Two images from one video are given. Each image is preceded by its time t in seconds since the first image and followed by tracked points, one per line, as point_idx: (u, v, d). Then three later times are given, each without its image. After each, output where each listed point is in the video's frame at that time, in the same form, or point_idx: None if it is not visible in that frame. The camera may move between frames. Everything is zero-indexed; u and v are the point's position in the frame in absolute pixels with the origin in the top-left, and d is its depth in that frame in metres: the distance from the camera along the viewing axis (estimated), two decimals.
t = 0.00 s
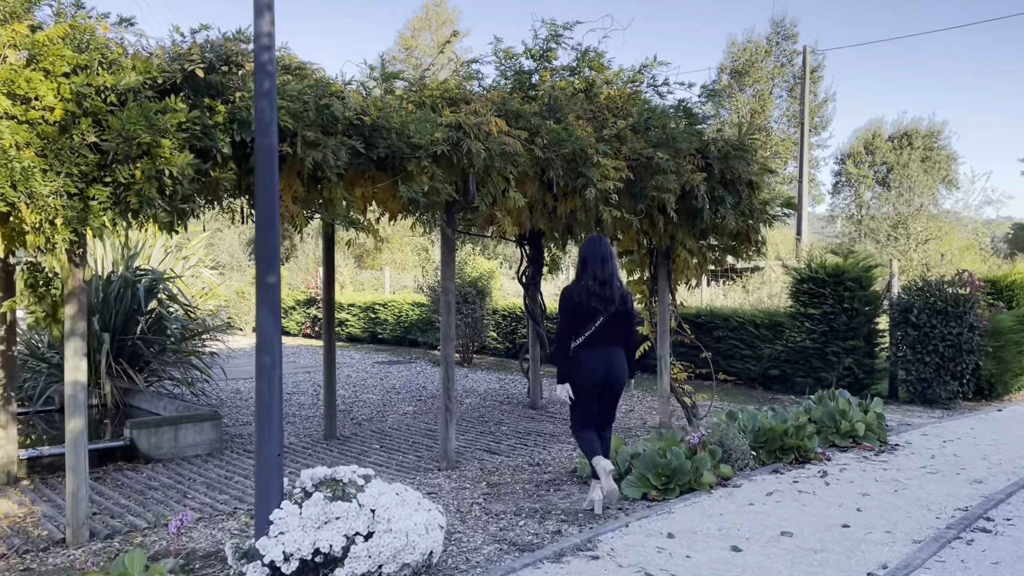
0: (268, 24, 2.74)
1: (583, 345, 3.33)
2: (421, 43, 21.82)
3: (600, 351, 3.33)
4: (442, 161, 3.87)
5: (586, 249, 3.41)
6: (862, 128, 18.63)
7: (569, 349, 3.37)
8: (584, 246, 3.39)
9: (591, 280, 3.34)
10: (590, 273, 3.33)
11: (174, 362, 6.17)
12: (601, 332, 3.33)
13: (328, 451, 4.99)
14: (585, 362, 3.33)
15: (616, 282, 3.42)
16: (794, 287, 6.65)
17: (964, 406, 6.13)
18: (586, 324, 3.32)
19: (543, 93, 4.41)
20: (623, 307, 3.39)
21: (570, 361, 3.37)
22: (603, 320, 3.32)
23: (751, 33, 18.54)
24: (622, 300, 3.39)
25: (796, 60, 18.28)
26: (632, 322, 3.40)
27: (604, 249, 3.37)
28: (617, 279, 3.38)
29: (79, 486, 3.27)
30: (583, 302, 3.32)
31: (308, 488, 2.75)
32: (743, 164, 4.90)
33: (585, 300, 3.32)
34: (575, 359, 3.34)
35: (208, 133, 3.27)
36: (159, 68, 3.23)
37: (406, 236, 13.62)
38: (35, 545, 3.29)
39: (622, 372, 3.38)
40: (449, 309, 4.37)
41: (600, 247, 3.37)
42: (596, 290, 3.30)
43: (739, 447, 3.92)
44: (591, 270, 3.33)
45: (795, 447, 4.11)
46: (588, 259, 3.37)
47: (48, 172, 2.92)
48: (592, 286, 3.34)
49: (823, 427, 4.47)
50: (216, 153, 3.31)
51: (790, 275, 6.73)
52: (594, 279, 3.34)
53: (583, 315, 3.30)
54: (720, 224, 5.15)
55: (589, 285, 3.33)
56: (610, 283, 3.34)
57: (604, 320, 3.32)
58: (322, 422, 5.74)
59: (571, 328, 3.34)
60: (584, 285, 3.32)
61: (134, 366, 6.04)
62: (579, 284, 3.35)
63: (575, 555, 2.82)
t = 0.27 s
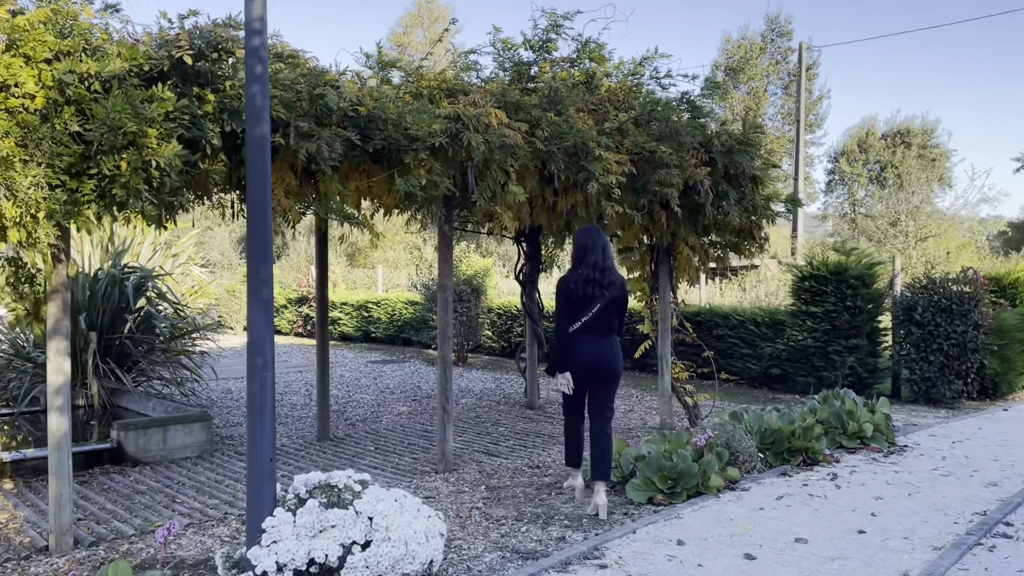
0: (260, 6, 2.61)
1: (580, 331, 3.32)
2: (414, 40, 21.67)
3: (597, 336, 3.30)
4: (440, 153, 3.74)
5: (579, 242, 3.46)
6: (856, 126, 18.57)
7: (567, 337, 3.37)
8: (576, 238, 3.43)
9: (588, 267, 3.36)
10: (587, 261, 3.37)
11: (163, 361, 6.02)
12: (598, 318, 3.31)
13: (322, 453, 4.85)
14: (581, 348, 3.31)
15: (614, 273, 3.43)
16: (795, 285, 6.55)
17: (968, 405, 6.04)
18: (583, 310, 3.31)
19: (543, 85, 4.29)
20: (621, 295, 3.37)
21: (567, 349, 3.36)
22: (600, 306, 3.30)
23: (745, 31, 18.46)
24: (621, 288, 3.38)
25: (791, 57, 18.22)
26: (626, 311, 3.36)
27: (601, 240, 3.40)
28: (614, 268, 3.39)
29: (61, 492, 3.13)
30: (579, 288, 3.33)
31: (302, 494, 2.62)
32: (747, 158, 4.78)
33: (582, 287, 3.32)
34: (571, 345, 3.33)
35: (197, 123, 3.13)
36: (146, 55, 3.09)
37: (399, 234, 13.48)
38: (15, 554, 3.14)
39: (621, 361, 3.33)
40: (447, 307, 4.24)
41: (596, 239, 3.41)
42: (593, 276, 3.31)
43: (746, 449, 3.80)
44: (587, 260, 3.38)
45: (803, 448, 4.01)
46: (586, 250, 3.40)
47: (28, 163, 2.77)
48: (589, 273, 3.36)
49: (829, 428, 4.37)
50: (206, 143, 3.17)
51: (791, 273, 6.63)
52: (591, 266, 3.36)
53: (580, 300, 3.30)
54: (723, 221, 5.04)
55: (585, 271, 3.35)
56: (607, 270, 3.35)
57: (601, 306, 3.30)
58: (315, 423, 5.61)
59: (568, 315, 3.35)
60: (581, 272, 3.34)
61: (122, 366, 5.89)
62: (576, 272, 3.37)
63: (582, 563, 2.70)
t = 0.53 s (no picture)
0: None
1: (572, 344, 3.33)
2: (408, 37, 21.52)
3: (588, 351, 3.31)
4: (439, 148, 3.60)
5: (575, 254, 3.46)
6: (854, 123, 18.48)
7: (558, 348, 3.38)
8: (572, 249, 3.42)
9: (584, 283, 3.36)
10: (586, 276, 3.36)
11: (154, 363, 5.88)
12: (591, 334, 3.32)
13: (317, 457, 4.71)
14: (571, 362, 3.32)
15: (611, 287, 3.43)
16: (799, 284, 6.44)
17: (976, 406, 5.93)
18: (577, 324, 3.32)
19: (545, 78, 4.16)
20: (616, 311, 3.38)
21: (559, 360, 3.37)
22: (594, 321, 3.31)
23: (743, 28, 18.36)
24: (615, 304, 3.38)
25: (789, 54, 18.12)
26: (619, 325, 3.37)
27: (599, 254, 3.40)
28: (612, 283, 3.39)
29: (44, 502, 2.98)
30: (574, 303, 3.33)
31: (295, 506, 2.49)
32: (754, 154, 4.66)
33: (578, 302, 3.32)
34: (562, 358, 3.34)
35: (185, 116, 3.00)
36: (132, 44, 2.95)
37: (395, 232, 13.35)
38: None
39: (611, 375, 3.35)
40: (446, 308, 4.10)
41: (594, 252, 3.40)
42: (590, 292, 3.31)
43: (756, 454, 3.68)
44: (585, 273, 3.37)
45: (813, 453, 3.88)
46: (583, 262, 3.39)
47: (6, 157, 2.63)
48: (585, 289, 3.35)
49: (839, 431, 4.25)
50: (195, 137, 3.03)
51: (795, 272, 6.52)
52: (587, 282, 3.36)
53: (574, 315, 3.30)
54: (728, 218, 4.92)
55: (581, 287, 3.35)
56: (603, 286, 3.35)
57: (595, 321, 3.31)
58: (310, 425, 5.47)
59: (562, 328, 3.35)
60: (578, 287, 3.34)
61: (112, 368, 5.75)
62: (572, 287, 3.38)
63: None
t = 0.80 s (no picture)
0: None
1: (564, 339, 3.28)
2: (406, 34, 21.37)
3: (581, 345, 3.27)
4: (442, 142, 3.46)
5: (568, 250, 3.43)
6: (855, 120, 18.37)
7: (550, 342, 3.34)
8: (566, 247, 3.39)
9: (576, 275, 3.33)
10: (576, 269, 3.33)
11: (147, 365, 5.73)
12: (583, 326, 3.29)
13: (314, 461, 4.57)
14: (565, 357, 3.26)
15: (602, 280, 3.41)
16: (807, 282, 6.32)
17: (988, 407, 5.81)
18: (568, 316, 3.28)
19: (550, 70, 4.02)
20: (608, 302, 3.35)
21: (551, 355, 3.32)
22: (585, 314, 3.28)
23: (743, 24, 18.23)
24: (608, 296, 3.35)
25: (789, 51, 18.01)
26: (612, 317, 3.34)
27: (590, 248, 3.38)
28: (604, 275, 3.37)
29: (29, 512, 2.84)
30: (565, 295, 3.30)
31: (292, 519, 2.34)
32: (764, 149, 4.53)
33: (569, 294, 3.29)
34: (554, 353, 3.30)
35: (175, 107, 2.85)
36: (119, 31, 2.81)
37: (394, 231, 13.22)
38: None
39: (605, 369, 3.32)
40: (448, 307, 3.97)
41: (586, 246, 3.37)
42: (581, 283, 3.27)
43: (771, 459, 3.55)
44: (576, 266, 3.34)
45: (829, 457, 3.76)
46: (575, 257, 3.37)
47: None
48: (578, 281, 3.32)
49: (854, 434, 4.12)
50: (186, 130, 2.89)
51: (803, 270, 6.39)
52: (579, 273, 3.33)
53: (566, 308, 3.27)
54: (738, 215, 4.79)
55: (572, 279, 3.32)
56: (595, 278, 3.32)
57: (586, 314, 3.28)
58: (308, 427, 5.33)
59: (554, 321, 3.31)
60: (570, 280, 3.31)
61: (104, 369, 5.60)
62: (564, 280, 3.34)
63: None
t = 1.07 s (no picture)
0: None
1: (561, 340, 3.29)
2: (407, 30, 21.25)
3: (579, 345, 3.28)
4: (449, 135, 3.35)
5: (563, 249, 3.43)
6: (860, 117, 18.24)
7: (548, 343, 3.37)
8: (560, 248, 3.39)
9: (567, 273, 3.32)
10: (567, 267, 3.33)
11: (146, 365, 5.62)
12: (580, 326, 3.29)
13: (317, 463, 4.47)
14: (563, 359, 3.27)
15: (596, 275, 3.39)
16: (818, 280, 6.22)
17: (1004, 406, 5.70)
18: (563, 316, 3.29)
19: (559, 61, 3.90)
20: (602, 298, 3.33)
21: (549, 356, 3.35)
22: (580, 313, 3.28)
23: (747, 20, 18.11)
24: (603, 292, 3.34)
25: (793, 47, 17.88)
26: (609, 315, 3.33)
27: (582, 247, 3.35)
28: (595, 271, 3.35)
29: (22, 520, 2.72)
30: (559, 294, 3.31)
31: (295, 529, 2.23)
32: (778, 142, 4.41)
33: (562, 293, 3.30)
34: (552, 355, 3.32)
35: (171, 98, 2.73)
36: (113, 19, 2.69)
37: (395, 229, 13.12)
38: None
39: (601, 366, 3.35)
40: (454, 306, 3.86)
41: (578, 245, 3.36)
42: (574, 282, 3.27)
43: (790, 462, 3.44)
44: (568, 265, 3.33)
45: (847, 459, 3.64)
46: (568, 255, 3.37)
47: None
48: (570, 279, 3.32)
49: (872, 435, 4.01)
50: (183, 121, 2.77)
51: (814, 267, 6.28)
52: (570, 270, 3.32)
53: (559, 308, 3.29)
54: (750, 211, 4.67)
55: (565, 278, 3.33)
56: (588, 275, 3.32)
57: (580, 313, 3.28)
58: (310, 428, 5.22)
59: (550, 322, 3.33)
60: (562, 278, 3.31)
61: (102, 370, 5.49)
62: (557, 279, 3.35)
63: None
